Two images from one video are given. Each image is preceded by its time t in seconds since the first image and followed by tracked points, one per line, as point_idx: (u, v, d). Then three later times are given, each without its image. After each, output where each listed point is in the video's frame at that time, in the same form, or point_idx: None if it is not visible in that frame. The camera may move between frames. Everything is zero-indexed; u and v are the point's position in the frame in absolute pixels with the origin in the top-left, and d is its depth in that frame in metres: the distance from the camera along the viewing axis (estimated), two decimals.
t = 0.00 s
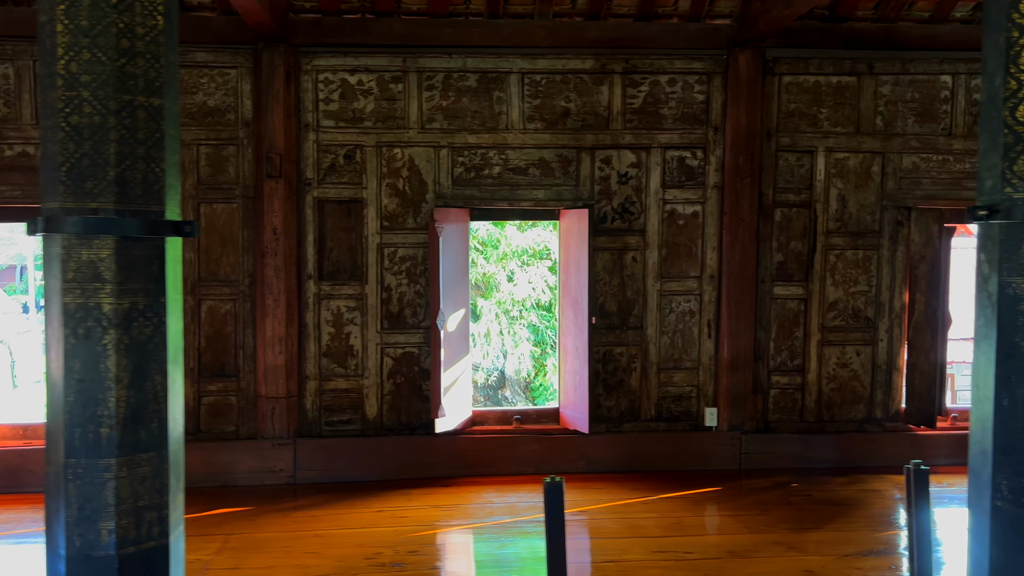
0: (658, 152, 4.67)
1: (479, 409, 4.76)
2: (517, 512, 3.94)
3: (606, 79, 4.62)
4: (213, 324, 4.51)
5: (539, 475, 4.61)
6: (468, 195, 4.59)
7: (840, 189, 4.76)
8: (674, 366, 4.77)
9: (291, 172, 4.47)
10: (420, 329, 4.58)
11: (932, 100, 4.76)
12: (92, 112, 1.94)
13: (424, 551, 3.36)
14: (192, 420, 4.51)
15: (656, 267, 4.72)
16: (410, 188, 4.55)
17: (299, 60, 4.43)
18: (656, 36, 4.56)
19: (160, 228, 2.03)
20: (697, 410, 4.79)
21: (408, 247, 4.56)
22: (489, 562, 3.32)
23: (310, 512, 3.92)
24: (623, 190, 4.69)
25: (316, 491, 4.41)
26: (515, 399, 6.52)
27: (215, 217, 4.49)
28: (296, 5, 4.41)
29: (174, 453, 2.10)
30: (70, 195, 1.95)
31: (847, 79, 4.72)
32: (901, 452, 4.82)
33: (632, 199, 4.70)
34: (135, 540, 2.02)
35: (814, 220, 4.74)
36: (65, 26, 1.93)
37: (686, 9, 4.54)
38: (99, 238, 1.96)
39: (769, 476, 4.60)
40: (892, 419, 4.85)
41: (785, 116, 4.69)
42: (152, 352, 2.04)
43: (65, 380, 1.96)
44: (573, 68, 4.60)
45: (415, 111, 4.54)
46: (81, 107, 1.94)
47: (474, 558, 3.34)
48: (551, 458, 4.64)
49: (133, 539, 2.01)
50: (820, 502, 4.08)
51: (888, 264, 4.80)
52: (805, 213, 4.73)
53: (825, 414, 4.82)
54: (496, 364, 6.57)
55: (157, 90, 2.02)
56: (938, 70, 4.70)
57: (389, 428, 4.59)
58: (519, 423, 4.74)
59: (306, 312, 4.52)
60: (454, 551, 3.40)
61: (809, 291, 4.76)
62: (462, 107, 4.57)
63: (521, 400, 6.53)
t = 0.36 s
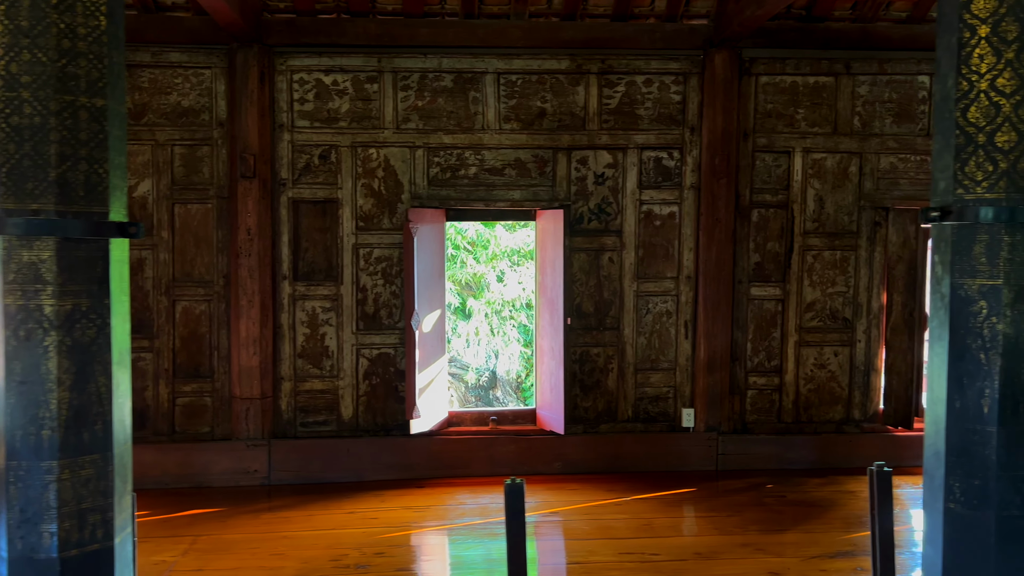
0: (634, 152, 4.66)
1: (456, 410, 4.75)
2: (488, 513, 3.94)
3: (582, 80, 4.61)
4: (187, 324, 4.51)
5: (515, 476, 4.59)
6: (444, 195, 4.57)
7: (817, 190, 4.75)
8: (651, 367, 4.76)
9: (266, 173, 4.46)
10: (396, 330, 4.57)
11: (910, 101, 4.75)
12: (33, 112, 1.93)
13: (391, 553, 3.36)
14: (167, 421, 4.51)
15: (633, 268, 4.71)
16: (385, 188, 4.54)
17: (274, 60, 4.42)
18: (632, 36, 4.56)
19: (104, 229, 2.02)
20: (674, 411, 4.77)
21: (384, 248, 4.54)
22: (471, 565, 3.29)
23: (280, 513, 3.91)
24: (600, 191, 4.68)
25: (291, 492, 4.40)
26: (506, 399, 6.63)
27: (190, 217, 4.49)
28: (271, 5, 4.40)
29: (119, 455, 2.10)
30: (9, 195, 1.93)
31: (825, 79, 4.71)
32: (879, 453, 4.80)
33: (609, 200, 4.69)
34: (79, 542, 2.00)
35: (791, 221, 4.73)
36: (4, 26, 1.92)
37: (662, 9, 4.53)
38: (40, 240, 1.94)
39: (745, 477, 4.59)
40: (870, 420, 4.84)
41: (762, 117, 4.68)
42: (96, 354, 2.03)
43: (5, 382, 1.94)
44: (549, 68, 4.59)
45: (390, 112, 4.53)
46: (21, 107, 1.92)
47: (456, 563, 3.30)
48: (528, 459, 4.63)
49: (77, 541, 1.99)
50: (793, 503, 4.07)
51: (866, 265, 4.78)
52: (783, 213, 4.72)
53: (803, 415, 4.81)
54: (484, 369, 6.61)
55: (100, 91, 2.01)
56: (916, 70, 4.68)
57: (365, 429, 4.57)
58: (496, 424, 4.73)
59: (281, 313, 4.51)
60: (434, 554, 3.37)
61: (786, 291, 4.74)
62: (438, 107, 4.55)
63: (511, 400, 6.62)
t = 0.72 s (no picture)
0: (611, 153, 4.65)
1: (432, 411, 4.73)
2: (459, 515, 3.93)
3: (558, 80, 4.60)
4: (161, 325, 4.49)
5: (491, 478, 4.57)
6: (419, 195, 4.55)
7: (794, 190, 4.73)
8: (628, 368, 4.75)
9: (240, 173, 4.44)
10: (371, 331, 4.55)
11: (888, 101, 4.73)
12: None
13: (357, 555, 3.34)
14: (141, 422, 4.48)
15: (609, 269, 4.70)
16: (360, 189, 4.52)
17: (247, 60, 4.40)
18: (609, 36, 4.54)
19: (48, 231, 1.96)
20: (651, 412, 4.76)
21: (359, 249, 4.52)
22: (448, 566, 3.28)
23: (251, 515, 3.90)
24: (576, 191, 4.66)
25: (264, 494, 4.38)
26: (496, 400, 6.53)
27: (164, 218, 4.46)
28: (245, 4, 4.38)
29: (63, 457, 2.04)
30: None
31: (802, 79, 4.69)
32: (857, 455, 4.79)
33: (585, 201, 4.68)
34: (20, 546, 1.95)
35: (769, 222, 4.72)
36: None
37: (639, 10, 4.51)
38: None
39: (721, 479, 4.58)
40: (848, 422, 4.82)
41: (739, 117, 4.66)
42: (36, 356, 1.96)
43: None
44: (525, 68, 4.57)
45: (365, 112, 4.51)
46: None
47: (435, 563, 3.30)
48: (504, 461, 4.61)
49: (17, 544, 1.95)
50: (767, 505, 4.06)
51: (844, 265, 4.77)
52: (760, 214, 4.71)
53: (780, 417, 4.79)
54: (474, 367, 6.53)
55: (43, 92, 1.94)
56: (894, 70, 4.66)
57: (340, 431, 4.55)
58: (472, 425, 4.71)
59: (255, 314, 4.50)
60: (413, 556, 3.36)
61: (763, 292, 4.73)
62: (413, 107, 4.53)
63: (502, 401, 6.54)
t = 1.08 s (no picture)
0: (587, 153, 4.63)
1: (408, 412, 4.71)
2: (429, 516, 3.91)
3: (534, 79, 4.58)
4: (135, 326, 4.47)
5: (467, 479, 4.55)
6: (395, 195, 4.52)
7: (772, 190, 4.72)
8: (605, 369, 4.73)
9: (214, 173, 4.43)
10: (346, 332, 4.53)
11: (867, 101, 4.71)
12: None
13: (322, 557, 3.32)
14: (115, 423, 4.47)
15: (586, 269, 4.68)
16: (335, 189, 4.50)
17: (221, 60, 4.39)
18: (585, 36, 4.52)
19: None
20: (628, 413, 4.74)
21: (333, 249, 4.51)
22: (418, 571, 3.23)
23: (220, 517, 3.89)
24: (553, 191, 4.64)
25: (237, 495, 4.37)
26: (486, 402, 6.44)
27: (138, 218, 4.44)
28: (219, 4, 4.36)
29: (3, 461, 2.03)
30: None
31: (780, 79, 4.66)
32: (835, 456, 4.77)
33: (562, 201, 4.66)
34: None
35: (746, 222, 4.70)
36: None
37: (615, 9, 4.48)
38: None
39: (697, 480, 4.56)
40: (827, 423, 4.80)
41: (716, 117, 4.64)
42: None
43: None
44: (501, 68, 4.55)
45: (340, 111, 4.49)
46: None
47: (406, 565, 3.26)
48: (479, 462, 4.59)
49: None
50: (740, 506, 4.04)
51: (822, 266, 4.75)
52: (737, 214, 4.69)
53: (758, 418, 4.77)
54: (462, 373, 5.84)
55: None
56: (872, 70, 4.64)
57: (314, 432, 4.54)
58: (448, 427, 4.69)
59: (229, 315, 4.48)
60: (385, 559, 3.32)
61: (740, 292, 4.71)
62: (388, 107, 4.51)
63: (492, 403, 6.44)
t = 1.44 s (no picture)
0: (564, 153, 4.61)
1: (384, 413, 4.70)
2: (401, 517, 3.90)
3: (510, 79, 4.56)
4: (109, 326, 4.44)
5: (442, 480, 4.54)
6: (370, 194, 4.49)
7: (749, 190, 4.70)
8: (582, 369, 4.71)
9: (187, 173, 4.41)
10: (321, 333, 4.51)
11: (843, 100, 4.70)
12: None
13: (288, 559, 3.30)
14: (88, 424, 4.44)
15: (563, 269, 4.66)
16: (309, 188, 4.48)
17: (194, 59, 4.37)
18: (561, 35, 4.50)
19: None
20: (605, 413, 4.73)
21: (308, 249, 4.49)
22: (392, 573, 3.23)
23: (191, 518, 3.87)
24: (529, 191, 4.62)
25: (211, 496, 4.35)
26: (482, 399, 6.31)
27: (111, 218, 4.42)
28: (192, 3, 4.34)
29: None
30: None
31: (757, 78, 4.65)
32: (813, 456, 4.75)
33: (538, 200, 4.64)
34: None
35: (723, 222, 4.68)
36: None
37: (592, 8, 4.47)
38: None
39: (673, 481, 4.54)
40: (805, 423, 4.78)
41: (692, 117, 4.63)
42: None
43: None
44: (477, 67, 4.53)
45: (314, 111, 4.47)
46: None
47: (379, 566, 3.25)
48: (454, 462, 4.57)
49: None
50: (713, 507, 4.03)
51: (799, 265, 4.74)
52: (714, 214, 4.68)
53: (735, 418, 4.76)
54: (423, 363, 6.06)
55: None
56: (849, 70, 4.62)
57: (289, 432, 4.52)
58: (423, 427, 4.67)
59: (203, 315, 4.46)
60: (358, 559, 3.31)
61: (717, 292, 4.70)
62: (363, 106, 4.49)
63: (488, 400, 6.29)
